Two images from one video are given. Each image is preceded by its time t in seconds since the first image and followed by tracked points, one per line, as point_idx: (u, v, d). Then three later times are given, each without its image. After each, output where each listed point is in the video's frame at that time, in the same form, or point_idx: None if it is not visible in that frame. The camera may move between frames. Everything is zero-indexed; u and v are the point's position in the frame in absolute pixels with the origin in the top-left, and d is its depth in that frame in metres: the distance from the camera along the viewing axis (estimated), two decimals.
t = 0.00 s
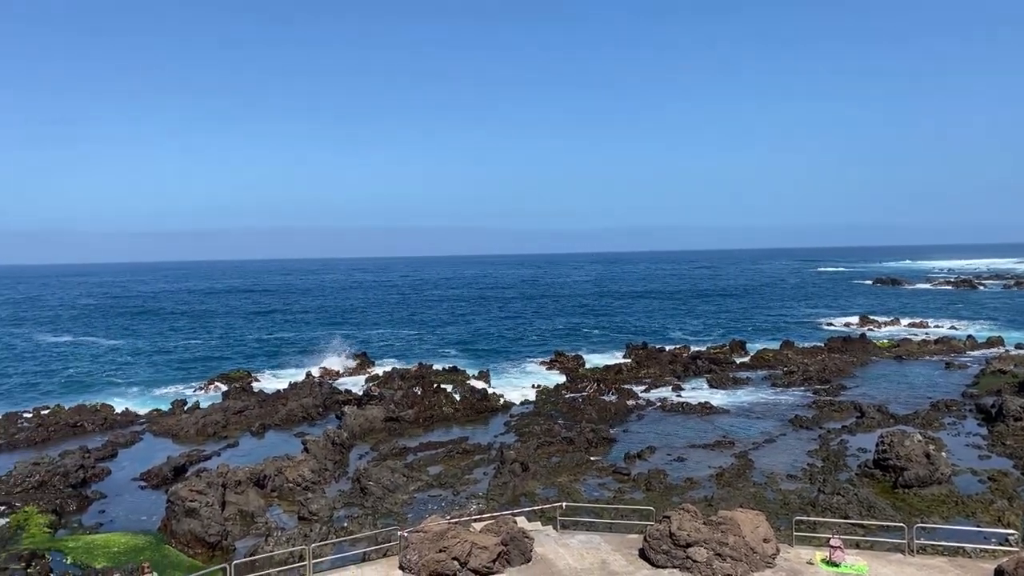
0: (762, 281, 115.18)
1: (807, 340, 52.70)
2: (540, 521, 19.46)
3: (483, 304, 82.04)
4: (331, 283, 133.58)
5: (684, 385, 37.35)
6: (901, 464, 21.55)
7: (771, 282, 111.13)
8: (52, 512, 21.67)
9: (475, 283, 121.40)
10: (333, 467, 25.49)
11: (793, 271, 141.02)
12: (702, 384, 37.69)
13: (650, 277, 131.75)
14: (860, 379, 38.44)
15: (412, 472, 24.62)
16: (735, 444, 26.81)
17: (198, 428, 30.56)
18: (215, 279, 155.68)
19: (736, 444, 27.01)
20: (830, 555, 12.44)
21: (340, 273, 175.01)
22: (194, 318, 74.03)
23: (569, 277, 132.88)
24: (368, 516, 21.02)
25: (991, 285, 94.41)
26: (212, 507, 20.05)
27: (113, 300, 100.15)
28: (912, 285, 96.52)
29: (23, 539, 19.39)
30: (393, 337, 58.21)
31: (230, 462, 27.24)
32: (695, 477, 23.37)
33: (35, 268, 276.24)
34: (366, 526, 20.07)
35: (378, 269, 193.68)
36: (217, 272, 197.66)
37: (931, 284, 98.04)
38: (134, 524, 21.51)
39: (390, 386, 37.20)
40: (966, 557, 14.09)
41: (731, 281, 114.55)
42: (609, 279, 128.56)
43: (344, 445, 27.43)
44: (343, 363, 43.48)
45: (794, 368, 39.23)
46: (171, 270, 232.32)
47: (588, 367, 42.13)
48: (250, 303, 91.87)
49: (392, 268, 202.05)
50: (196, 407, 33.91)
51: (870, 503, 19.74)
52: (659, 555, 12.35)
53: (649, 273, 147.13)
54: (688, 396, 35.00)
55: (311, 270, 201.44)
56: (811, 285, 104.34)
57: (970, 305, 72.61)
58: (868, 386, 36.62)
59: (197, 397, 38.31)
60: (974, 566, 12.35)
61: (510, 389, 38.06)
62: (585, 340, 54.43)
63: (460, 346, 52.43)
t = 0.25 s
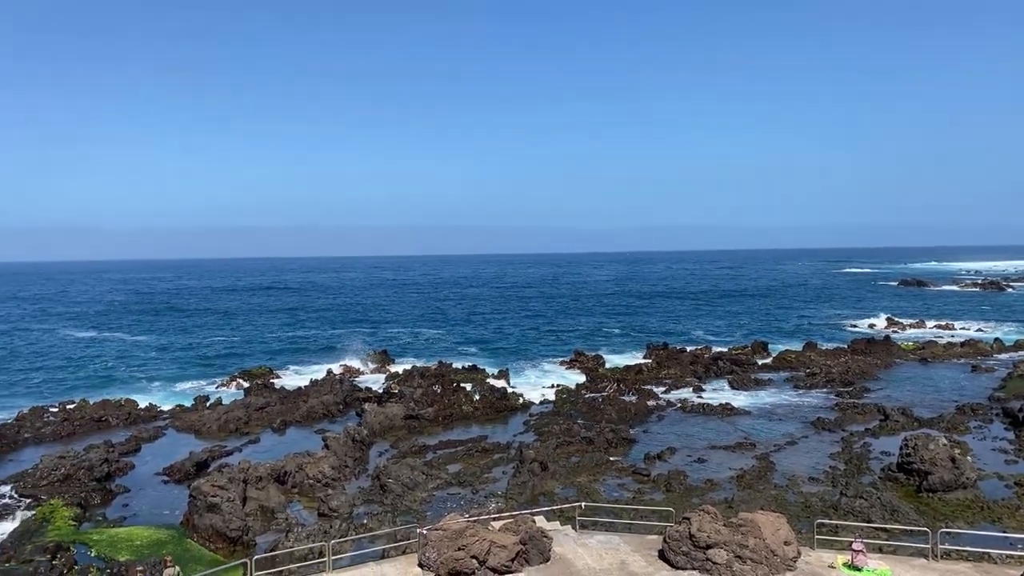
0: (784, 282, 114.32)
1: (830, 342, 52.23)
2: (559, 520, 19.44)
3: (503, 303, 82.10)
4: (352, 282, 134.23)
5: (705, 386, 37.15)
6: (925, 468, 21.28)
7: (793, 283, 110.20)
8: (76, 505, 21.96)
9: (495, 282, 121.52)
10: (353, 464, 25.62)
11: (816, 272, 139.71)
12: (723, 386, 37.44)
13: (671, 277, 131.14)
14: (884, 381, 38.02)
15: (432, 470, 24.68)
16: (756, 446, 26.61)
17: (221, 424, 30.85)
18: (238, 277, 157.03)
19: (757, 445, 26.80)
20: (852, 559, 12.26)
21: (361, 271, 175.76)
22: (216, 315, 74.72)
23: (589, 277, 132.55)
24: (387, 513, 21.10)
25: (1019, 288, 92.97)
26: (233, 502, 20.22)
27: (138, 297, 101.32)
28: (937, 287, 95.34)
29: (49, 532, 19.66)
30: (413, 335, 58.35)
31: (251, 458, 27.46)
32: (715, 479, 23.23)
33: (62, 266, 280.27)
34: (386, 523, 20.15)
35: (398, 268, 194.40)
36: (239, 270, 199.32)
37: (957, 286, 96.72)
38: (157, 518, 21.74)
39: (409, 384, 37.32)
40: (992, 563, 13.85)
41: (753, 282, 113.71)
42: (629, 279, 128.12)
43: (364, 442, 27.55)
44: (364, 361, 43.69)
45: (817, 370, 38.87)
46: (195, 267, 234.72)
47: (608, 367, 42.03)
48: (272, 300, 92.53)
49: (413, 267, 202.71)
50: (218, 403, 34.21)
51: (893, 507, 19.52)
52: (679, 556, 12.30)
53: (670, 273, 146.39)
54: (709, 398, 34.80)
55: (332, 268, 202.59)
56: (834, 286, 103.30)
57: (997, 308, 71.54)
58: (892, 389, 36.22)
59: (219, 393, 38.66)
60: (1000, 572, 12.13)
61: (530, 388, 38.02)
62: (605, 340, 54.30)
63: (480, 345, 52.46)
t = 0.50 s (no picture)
0: (807, 285, 113.33)
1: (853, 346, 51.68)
2: (578, 522, 19.41)
3: (523, 304, 82.10)
4: (373, 280, 134.70)
5: (726, 389, 36.92)
6: (950, 475, 21.01)
7: (816, 286, 109.18)
8: (100, 498, 22.22)
9: (515, 282, 121.54)
10: (372, 462, 25.74)
11: (840, 275, 138.41)
12: (744, 389, 37.18)
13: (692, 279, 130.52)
14: (908, 386, 37.57)
15: (450, 469, 24.72)
16: (777, 450, 26.41)
17: (242, 420, 31.12)
18: (260, 274, 158.25)
19: (778, 450, 26.60)
20: (874, 567, 12.05)
21: (382, 270, 176.40)
22: (239, 313, 75.39)
23: (609, 278, 132.24)
24: (406, 511, 21.17)
25: None
26: (254, 498, 20.38)
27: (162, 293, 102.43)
28: (964, 291, 94.08)
29: (73, 524, 19.94)
30: (433, 334, 58.48)
31: (272, 455, 27.66)
32: (735, 482, 23.08)
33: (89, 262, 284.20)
34: (404, 522, 20.21)
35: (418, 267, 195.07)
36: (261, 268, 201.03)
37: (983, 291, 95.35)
38: (178, 513, 21.96)
39: (429, 383, 37.41)
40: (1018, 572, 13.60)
41: (775, 284, 112.80)
42: (650, 280, 127.62)
43: (384, 440, 27.66)
44: (384, 359, 43.86)
45: (840, 374, 38.49)
46: (219, 265, 236.90)
47: (628, 369, 41.88)
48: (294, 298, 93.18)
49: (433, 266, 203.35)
50: (240, 400, 34.51)
51: (916, 513, 19.29)
52: (698, 560, 12.24)
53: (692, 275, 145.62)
54: (730, 401, 34.58)
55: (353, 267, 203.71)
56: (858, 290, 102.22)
57: None
58: (917, 394, 35.78)
59: (241, 390, 39.01)
60: None
61: (549, 389, 38.00)
62: (625, 342, 54.14)
63: (499, 345, 52.46)
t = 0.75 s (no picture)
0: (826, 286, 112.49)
1: (873, 348, 51.22)
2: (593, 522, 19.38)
3: (539, 303, 82.06)
4: (391, 279, 135.00)
5: (743, 391, 36.72)
6: (970, 479, 20.78)
7: (836, 287, 108.28)
8: (119, 493, 22.43)
9: (533, 282, 121.43)
10: (388, 460, 25.81)
11: (860, 276, 137.22)
12: (761, 390, 36.96)
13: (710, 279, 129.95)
14: (928, 389, 37.20)
15: (466, 468, 24.75)
16: (795, 452, 26.23)
17: (260, 417, 31.33)
18: (279, 272, 159.15)
19: (796, 452, 26.41)
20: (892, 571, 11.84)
21: (399, 269, 176.92)
22: (257, 310, 75.89)
23: (626, 278, 131.93)
24: (422, 510, 21.22)
25: None
26: (271, 495, 20.53)
27: (182, 291, 103.25)
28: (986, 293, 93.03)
29: (93, 518, 20.14)
30: (449, 333, 58.55)
31: (289, 451, 27.80)
32: (752, 484, 22.94)
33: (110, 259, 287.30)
34: (420, 520, 20.26)
35: (435, 266, 195.50)
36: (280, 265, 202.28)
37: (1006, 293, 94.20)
38: (196, 508, 22.13)
39: (446, 381, 37.48)
40: None
41: (794, 285, 112.06)
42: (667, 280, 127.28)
43: (400, 438, 27.73)
44: (401, 358, 43.99)
45: (859, 376, 38.16)
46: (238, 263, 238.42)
47: (644, 369, 41.76)
48: (311, 296, 93.63)
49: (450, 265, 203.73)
50: (258, 397, 34.74)
51: (935, 517, 19.08)
52: (715, 562, 12.17)
53: (709, 275, 144.92)
54: (747, 402, 34.39)
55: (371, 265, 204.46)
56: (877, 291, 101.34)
57: None
58: (937, 397, 35.42)
59: (258, 387, 39.26)
60: None
61: (565, 389, 37.96)
62: (642, 342, 53.99)
63: (516, 344, 52.43)
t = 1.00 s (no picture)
0: (843, 285, 111.79)
1: (890, 347, 50.82)
2: (607, 521, 19.36)
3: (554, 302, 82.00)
4: (406, 277, 135.15)
5: (758, 390, 36.53)
6: (989, 481, 20.60)
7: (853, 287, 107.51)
8: (137, 489, 22.62)
9: (547, 280, 121.22)
10: (403, 457, 25.89)
11: (877, 275, 136.09)
12: (777, 390, 36.76)
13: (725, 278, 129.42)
14: (946, 389, 36.86)
15: (480, 466, 24.77)
16: (811, 452, 26.09)
17: (275, 414, 31.52)
18: (295, 270, 159.80)
19: (812, 451, 26.26)
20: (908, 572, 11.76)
21: (413, 267, 177.20)
22: (273, 308, 76.29)
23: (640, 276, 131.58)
24: (436, 507, 21.29)
25: None
26: (286, 491, 20.67)
27: (199, 289, 103.94)
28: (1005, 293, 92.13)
29: (111, 514, 20.33)
30: (463, 331, 58.63)
31: (304, 448, 27.93)
32: (767, 484, 22.84)
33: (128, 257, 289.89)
34: (434, 517, 20.33)
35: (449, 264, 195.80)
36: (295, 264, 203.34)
37: None
38: (212, 504, 22.28)
39: (460, 379, 37.53)
40: None
41: (810, 284, 111.35)
42: (682, 279, 126.89)
43: (414, 436, 27.81)
44: (415, 356, 44.11)
45: (876, 376, 37.87)
46: (253, 261, 239.52)
47: (659, 368, 41.64)
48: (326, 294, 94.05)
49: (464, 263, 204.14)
50: (273, 394, 34.94)
51: (953, 519, 18.91)
52: (729, 561, 12.14)
53: (725, 274, 144.21)
54: (762, 402, 34.22)
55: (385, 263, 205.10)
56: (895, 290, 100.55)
57: None
58: (956, 398, 35.11)
59: (274, 384, 39.49)
60: None
61: (579, 388, 37.92)
62: (657, 341, 53.81)
63: (530, 343, 52.41)
